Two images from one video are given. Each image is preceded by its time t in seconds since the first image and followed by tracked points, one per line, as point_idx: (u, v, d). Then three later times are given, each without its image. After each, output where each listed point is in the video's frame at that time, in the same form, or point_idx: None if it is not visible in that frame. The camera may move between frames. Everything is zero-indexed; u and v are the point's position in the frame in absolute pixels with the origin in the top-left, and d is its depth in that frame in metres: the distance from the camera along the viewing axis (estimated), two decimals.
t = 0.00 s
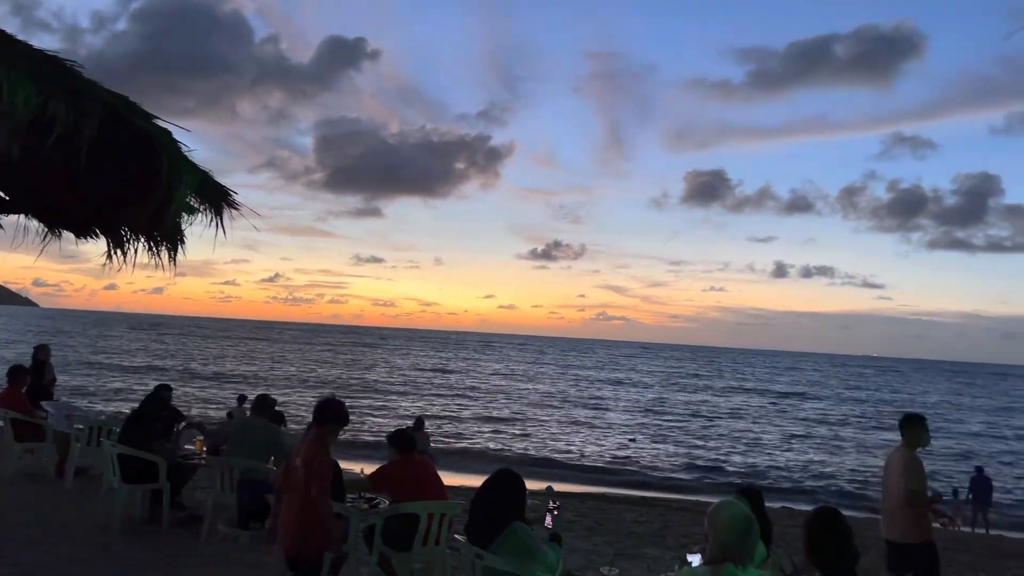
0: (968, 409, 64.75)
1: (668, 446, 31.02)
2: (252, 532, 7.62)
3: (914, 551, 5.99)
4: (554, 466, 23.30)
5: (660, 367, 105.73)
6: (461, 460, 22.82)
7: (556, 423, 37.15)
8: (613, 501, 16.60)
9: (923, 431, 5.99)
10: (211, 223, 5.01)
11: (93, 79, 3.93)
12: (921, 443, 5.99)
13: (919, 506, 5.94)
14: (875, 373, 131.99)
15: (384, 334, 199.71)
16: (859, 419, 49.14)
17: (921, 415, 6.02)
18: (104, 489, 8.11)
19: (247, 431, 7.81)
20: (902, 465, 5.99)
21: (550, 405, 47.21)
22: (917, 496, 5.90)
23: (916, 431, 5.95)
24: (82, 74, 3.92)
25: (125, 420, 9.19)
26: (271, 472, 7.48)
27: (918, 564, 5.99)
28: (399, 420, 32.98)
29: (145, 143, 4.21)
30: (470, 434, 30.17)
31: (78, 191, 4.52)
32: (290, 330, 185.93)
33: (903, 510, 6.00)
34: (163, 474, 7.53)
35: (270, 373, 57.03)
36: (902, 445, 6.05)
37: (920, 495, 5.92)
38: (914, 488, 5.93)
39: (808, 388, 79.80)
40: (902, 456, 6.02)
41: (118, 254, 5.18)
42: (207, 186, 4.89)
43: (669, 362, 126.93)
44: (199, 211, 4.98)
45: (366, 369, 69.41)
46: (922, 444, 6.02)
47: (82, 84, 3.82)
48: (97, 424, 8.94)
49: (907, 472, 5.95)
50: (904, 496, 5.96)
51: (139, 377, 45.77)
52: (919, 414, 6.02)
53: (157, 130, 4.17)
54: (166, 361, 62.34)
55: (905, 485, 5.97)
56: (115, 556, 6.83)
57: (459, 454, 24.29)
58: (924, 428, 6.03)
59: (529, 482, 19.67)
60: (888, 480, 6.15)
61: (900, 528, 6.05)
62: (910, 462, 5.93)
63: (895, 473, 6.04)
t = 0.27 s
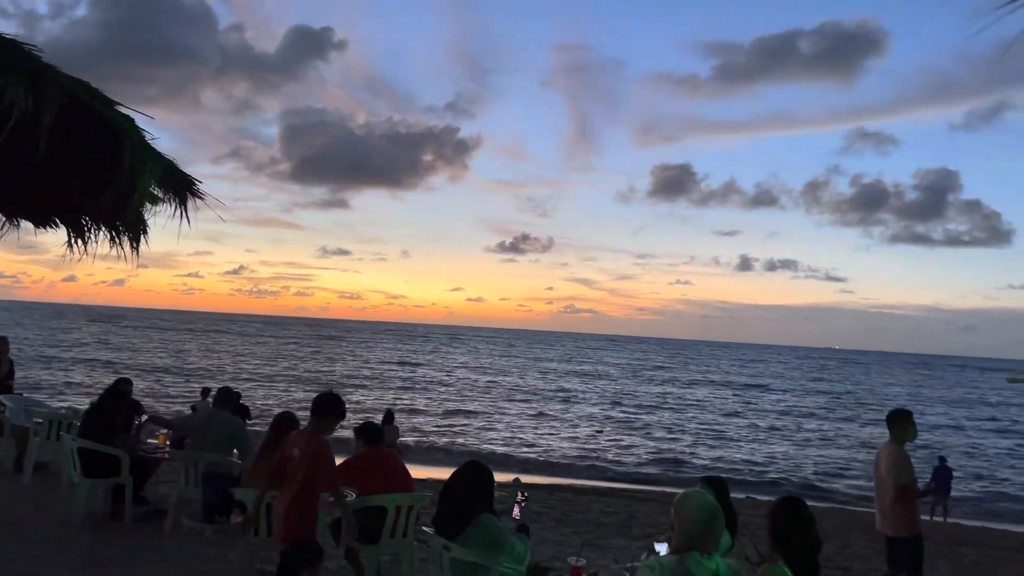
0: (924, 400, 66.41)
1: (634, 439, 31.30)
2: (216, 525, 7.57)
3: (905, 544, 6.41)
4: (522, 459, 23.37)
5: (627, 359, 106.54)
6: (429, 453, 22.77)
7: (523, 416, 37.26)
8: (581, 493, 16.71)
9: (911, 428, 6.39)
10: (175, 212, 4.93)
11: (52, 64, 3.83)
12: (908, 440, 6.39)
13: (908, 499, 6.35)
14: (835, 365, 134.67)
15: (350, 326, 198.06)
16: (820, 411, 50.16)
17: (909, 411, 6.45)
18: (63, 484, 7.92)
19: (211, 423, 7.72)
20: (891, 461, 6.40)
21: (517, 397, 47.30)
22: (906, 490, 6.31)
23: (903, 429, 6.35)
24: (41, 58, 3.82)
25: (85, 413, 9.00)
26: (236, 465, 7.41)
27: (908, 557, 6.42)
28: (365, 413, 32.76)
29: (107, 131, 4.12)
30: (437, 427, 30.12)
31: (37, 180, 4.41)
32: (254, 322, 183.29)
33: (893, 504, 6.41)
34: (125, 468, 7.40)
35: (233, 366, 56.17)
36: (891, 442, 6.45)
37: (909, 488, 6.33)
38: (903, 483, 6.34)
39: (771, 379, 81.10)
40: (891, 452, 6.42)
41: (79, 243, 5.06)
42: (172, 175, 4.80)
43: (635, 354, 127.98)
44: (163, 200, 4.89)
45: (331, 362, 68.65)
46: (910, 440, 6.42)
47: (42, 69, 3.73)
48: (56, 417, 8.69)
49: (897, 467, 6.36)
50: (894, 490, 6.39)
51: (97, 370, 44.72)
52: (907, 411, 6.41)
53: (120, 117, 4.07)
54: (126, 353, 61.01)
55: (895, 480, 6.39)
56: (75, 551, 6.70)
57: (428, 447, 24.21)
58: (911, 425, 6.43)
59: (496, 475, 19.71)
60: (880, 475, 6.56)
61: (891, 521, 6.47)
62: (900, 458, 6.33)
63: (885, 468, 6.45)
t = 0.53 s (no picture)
0: (878, 391, 68.16)
1: (597, 430, 31.59)
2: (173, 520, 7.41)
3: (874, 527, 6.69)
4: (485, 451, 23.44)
5: (589, 351, 107.30)
6: (391, 446, 22.71)
7: (486, 408, 37.33)
8: (544, 484, 16.83)
9: (888, 418, 6.60)
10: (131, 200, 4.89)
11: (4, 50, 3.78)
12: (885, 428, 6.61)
13: (880, 484, 6.60)
14: (792, 356, 137.37)
15: (311, 318, 195.79)
16: (778, 402, 51.18)
17: (887, 400, 6.63)
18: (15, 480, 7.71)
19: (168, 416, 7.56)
20: (867, 448, 6.63)
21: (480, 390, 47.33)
22: (879, 475, 6.56)
23: (881, 418, 6.56)
24: None
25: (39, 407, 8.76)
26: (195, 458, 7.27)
27: (878, 539, 6.69)
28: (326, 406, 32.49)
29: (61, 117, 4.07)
30: (399, 420, 30.03)
31: None
32: (213, 314, 180.03)
33: (865, 488, 6.67)
34: (80, 463, 7.23)
35: (191, 359, 55.16)
36: (869, 429, 6.67)
37: (882, 475, 6.58)
38: (876, 469, 6.59)
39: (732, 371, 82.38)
40: (869, 439, 6.65)
41: (31, 232, 4.97)
42: (129, 163, 4.77)
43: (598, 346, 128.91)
44: (118, 188, 4.84)
45: (292, 355, 67.80)
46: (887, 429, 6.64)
47: None
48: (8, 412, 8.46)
49: (872, 454, 6.60)
50: (868, 475, 6.64)
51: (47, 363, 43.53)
52: (886, 402, 6.61)
53: (73, 102, 4.02)
54: (78, 346, 59.48)
55: (869, 466, 6.63)
56: (28, 548, 6.53)
57: (390, 440, 24.15)
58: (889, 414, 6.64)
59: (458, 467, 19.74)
60: (855, 460, 6.81)
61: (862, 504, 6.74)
62: (876, 445, 6.55)
63: (861, 454, 6.69)
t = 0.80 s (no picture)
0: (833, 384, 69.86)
1: (559, 423, 31.82)
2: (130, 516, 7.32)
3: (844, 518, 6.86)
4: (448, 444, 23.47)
5: (553, 344, 107.79)
6: (353, 439, 22.59)
7: (449, 402, 37.29)
8: (507, 477, 16.94)
9: (860, 411, 6.85)
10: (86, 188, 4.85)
11: None
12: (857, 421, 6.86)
13: (851, 476, 6.81)
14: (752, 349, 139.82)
15: (271, 311, 193.00)
16: (737, 395, 52.10)
17: (859, 394, 6.88)
18: None
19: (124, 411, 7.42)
20: (841, 439, 6.87)
21: (443, 383, 47.26)
22: (850, 467, 6.78)
23: (854, 411, 6.81)
24: None
25: None
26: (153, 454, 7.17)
27: (849, 530, 6.87)
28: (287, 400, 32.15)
29: (13, 103, 4.04)
30: (361, 414, 29.86)
31: None
32: (169, 307, 176.36)
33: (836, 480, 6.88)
34: (33, 459, 7.08)
35: (147, 353, 53.97)
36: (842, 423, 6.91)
37: (854, 466, 6.80)
38: (848, 461, 6.81)
39: (692, 365, 83.58)
40: (842, 431, 6.89)
41: None
42: (83, 153, 4.74)
43: (561, 339, 129.61)
44: (73, 177, 4.81)
45: (251, 348, 66.79)
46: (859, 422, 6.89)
47: None
48: None
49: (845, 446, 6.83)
50: (841, 466, 6.85)
51: None
52: (858, 396, 6.86)
53: (25, 90, 4.00)
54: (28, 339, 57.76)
55: (842, 458, 6.85)
56: None
57: (352, 434, 24.01)
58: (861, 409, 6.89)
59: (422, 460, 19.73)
60: (829, 453, 7.03)
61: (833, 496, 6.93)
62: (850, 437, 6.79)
63: (835, 446, 6.93)
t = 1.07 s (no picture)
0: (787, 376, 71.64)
1: (521, 417, 32.00)
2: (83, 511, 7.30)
3: (817, 505, 7.07)
4: (409, 438, 23.49)
5: (514, 338, 108.40)
6: (313, 434, 22.44)
7: (410, 396, 37.24)
8: (468, 470, 17.01)
9: (827, 401, 7.08)
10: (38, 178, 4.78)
11: None
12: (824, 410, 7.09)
13: (821, 464, 7.03)
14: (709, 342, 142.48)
15: (229, 304, 189.95)
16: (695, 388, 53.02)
17: (826, 385, 7.13)
18: None
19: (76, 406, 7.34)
20: (809, 429, 7.09)
21: (404, 377, 47.14)
22: (819, 455, 7.00)
23: (821, 401, 7.04)
24: None
25: None
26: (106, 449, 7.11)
27: (821, 518, 7.06)
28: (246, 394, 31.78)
29: None
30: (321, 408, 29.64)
31: None
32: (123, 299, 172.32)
33: (808, 469, 7.09)
34: None
35: (99, 346, 52.78)
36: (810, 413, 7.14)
37: (823, 454, 7.02)
38: (818, 450, 7.03)
39: (653, 358, 84.80)
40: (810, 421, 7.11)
41: None
42: (33, 143, 4.67)
43: (523, 333, 130.35)
44: (22, 167, 4.73)
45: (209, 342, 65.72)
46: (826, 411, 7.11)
47: None
48: None
49: (813, 435, 7.06)
50: (811, 456, 7.07)
51: None
52: (825, 387, 7.09)
53: None
54: None
55: (812, 447, 7.07)
56: None
57: (312, 428, 23.87)
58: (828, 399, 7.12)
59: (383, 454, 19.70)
60: (799, 443, 7.24)
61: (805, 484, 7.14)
62: (818, 426, 7.00)
63: (803, 436, 7.15)
